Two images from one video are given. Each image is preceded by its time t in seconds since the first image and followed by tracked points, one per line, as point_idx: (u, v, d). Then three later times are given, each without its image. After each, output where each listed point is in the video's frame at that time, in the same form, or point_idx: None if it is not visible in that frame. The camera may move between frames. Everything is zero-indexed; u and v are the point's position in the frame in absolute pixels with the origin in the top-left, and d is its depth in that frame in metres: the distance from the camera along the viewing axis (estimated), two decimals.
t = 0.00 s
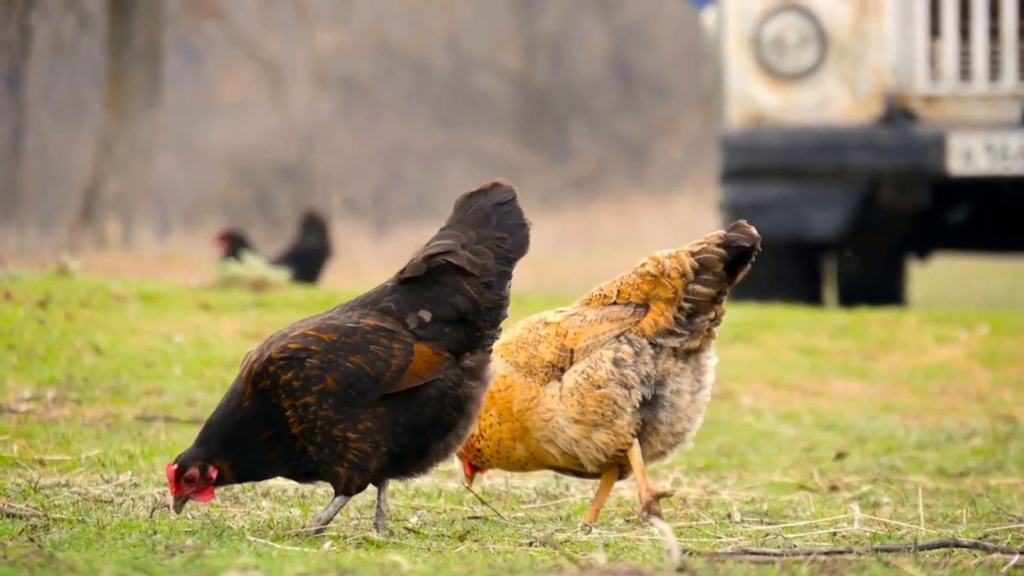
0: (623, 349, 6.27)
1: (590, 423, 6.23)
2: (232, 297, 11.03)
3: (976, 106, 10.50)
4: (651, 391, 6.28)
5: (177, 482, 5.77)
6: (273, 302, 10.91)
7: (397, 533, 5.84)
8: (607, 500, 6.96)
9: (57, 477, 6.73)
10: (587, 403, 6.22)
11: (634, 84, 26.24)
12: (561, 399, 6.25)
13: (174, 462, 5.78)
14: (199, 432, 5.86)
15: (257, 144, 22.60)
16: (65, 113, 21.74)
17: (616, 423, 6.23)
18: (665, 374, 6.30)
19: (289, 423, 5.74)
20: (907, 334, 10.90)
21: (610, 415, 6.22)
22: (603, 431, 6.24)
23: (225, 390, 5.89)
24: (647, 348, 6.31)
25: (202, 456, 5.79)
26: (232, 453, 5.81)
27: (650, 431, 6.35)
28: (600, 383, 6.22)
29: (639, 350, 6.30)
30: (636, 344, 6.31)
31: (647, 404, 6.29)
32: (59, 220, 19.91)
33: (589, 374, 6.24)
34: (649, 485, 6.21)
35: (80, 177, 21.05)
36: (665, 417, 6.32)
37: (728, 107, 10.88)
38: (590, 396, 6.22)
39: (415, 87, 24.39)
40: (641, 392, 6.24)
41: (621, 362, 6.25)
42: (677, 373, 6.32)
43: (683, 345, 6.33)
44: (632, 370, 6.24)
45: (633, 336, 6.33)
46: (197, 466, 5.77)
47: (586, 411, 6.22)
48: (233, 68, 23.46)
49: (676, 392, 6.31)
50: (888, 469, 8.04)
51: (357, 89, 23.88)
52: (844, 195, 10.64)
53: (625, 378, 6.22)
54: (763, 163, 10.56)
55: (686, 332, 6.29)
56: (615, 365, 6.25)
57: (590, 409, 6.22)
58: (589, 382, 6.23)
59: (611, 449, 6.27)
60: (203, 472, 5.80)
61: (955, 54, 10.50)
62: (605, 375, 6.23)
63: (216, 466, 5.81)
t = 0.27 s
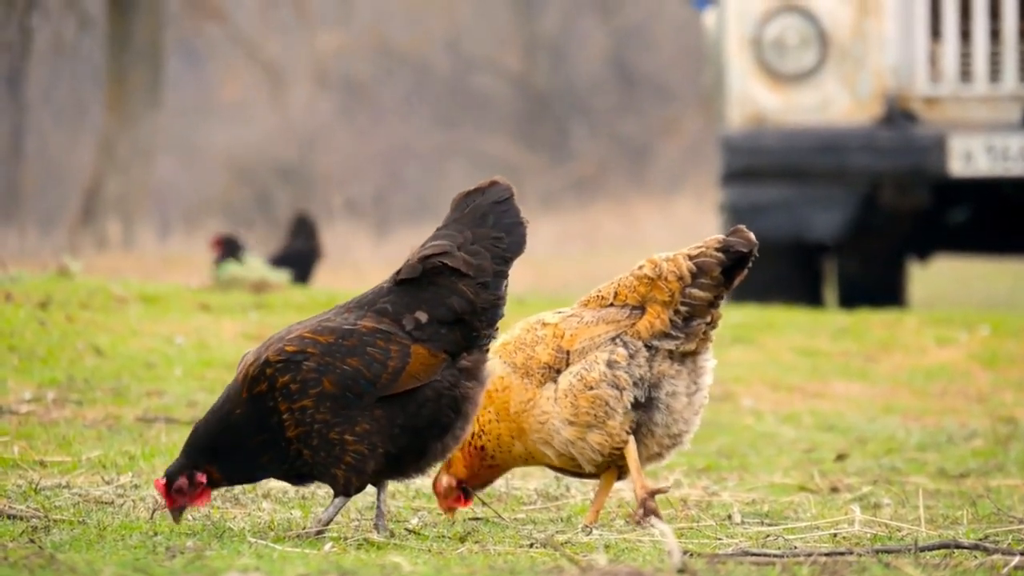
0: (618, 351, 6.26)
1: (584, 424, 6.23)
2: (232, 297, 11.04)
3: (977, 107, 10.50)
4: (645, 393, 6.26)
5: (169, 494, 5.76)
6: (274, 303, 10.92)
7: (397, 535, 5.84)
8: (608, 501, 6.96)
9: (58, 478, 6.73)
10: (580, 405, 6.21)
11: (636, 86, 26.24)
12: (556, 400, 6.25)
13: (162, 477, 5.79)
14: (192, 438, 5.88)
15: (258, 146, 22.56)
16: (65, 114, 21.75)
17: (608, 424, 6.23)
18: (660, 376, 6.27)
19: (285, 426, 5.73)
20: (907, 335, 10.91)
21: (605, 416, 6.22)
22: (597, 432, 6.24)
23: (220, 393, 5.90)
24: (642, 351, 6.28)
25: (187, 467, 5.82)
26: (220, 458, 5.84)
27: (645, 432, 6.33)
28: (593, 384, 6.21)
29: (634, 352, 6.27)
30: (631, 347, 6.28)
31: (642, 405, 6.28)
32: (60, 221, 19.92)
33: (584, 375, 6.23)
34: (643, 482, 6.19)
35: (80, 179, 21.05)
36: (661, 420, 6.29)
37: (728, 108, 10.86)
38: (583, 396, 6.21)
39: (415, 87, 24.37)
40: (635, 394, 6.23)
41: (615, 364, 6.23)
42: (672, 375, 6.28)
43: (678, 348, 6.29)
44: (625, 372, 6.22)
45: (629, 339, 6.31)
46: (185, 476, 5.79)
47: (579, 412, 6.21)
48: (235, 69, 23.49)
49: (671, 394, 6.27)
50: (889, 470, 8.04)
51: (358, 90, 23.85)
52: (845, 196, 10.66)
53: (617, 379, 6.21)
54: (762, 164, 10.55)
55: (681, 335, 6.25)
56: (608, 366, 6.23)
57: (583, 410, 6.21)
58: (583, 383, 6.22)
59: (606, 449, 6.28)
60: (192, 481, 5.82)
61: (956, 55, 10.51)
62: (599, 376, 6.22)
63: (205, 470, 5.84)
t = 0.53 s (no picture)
0: (616, 351, 6.26)
1: (583, 423, 6.24)
2: (233, 298, 11.04)
3: (977, 107, 10.50)
4: (644, 393, 6.26)
5: (158, 498, 5.76)
6: (274, 304, 10.92)
7: (397, 535, 5.85)
8: (608, 501, 6.97)
9: (58, 478, 6.73)
10: (579, 403, 6.22)
11: (637, 87, 26.23)
12: (555, 399, 6.27)
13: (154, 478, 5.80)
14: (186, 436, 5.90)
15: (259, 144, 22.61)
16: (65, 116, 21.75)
17: (608, 422, 6.22)
18: (659, 376, 6.27)
19: (278, 426, 5.75)
20: (907, 336, 10.91)
21: (604, 415, 6.22)
22: (596, 430, 6.24)
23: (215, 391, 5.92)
24: (641, 351, 6.28)
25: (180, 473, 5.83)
26: (213, 459, 5.87)
27: (644, 433, 6.32)
28: (592, 383, 6.21)
29: (633, 352, 6.27)
30: (630, 347, 6.28)
31: (641, 404, 6.27)
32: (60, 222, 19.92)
33: (583, 374, 6.24)
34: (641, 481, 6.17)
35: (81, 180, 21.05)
36: (659, 419, 6.28)
37: (728, 108, 10.85)
38: (582, 395, 6.22)
39: (415, 88, 24.38)
40: (634, 393, 6.23)
41: (615, 363, 6.23)
42: (671, 374, 6.28)
43: (677, 348, 6.28)
44: (624, 371, 6.22)
45: (627, 338, 6.31)
46: (176, 482, 5.81)
47: (578, 411, 6.22)
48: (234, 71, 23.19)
49: (669, 394, 6.27)
50: (889, 471, 8.05)
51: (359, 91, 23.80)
52: (845, 198, 10.63)
53: (616, 378, 6.21)
54: (762, 164, 10.54)
55: (679, 335, 6.24)
56: (607, 366, 6.24)
57: (582, 408, 6.22)
58: (581, 382, 6.23)
59: (606, 447, 6.27)
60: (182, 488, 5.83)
61: (957, 55, 10.52)
62: (597, 375, 6.22)
63: (196, 478, 5.87)
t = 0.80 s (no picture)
0: (619, 353, 6.25)
1: (586, 424, 6.23)
2: (233, 299, 11.03)
3: (978, 108, 10.50)
4: (647, 394, 6.26)
5: (154, 479, 5.91)
6: (274, 305, 10.92)
7: (399, 536, 5.85)
8: (608, 503, 6.97)
9: (58, 480, 6.74)
10: (583, 404, 6.21)
11: (636, 87, 26.23)
12: (558, 401, 6.25)
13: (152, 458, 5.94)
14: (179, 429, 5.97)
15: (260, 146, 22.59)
16: (65, 116, 21.77)
17: (611, 424, 6.22)
18: (661, 377, 6.28)
19: (267, 426, 5.79)
20: (908, 337, 10.91)
21: (606, 416, 6.21)
22: (599, 432, 6.23)
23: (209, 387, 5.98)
24: (643, 352, 6.29)
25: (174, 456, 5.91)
26: (204, 456, 5.91)
27: (647, 434, 6.32)
28: (596, 384, 6.20)
29: (635, 353, 6.28)
30: (632, 348, 6.28)
31: (644, 405, 6.27)
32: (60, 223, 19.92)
33: (585, 376, 6.23)
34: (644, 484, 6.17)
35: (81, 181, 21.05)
36: (662, 421, 6.29)
37: (728, 108, 10.84)
38: (586, 396, 6.21)
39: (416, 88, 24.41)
40: (637, 395, 6.23)
41: (618, 364, 6.23)
42: (672, 376, 6.29)
43: (678, 349, 6.30)
44: (628, 372, 6.22)
45: (628, 339, 6.31)
46: (170, 464, 5.90)
47: (581, 412, 6.21)
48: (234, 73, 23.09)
49: (671, 395, 6.27)
50: (889, 472, 8.04)
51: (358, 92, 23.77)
52: (846, 198, 10.62)
53: (620, 379, 6.21)
54: (763, 165, 10.54)
55: (680, 337, 6.26)
56: (612, 366, 6.23)
57: (586, 410, 6.21)
58: (586, 383, 6.22)
59: (608, 448, 6.26)
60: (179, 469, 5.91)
61: (957, 56, 10.54)
62: (601, 376, 6.21)
63: (192, 463, 5.92)
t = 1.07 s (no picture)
0: (622, 354, 6.25)
1: (587, 425, 6.22)
2: (233, 301, 11.02)
3: (978, 109, 10.51)
4: (649, 396, 6.26)
5: (146, 500, 5.81)
6: (275, 306, 10.91)
7: (400, 537, 5.85)
8: (608, 504, 6.96)
9: (58, 481, 6.73)
10: (584, 405, 6.20)
11: (637, 89, 26.26)
12: (559, 401, 6.24)
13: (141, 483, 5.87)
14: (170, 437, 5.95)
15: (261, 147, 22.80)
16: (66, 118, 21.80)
17: (612, 425, 6.21)
18: (663, 379, 6.29)
19: (261, 424, 5.82)
20: (908, 338, 10.90)
21: (607, 417, 6.21)
22: (600, 432, 6.23)
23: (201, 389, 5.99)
24: (645, 354, 6.29)
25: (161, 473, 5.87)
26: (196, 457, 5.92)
27: (648, 437, 6.33)
28: (598, 385, 6.19)
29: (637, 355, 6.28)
30: (635, 350, 6.29)
31: (646, 407, 6.27)
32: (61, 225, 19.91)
33: (587, 377, 6.21)
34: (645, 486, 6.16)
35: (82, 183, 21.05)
36: (664, 422, 6.29)
37: (729, 110, 10.84)
38: (588, 397, 6.20)
39: (416, 90, 24.44)
40: (639, 397, 6.23)
41: (621, 365, 6.23)
42: (674, 378, 6.30)
43: (680, 351, 6.30)
44: (631, 374, 6.23)
45: (631, 341, 6.31)
46: (157, 481, 5.85)
47: (583, 412, 6.20)
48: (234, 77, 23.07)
49: (673, 397, 6.28)
50: (890, 473, 8.04)
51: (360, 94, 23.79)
52: (847, 200, 10.59)
53: (623, 381, 6.21)
54: (763, 166, 10.54)
55: (683, 339, 6.27)
56: (614, 368, 6.23)
57: (587, 410, 6.20)
58: (587, 383, 6.21)
59: (609, 450, 6.26)
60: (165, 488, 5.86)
61: (958, 57, 10.53)
62: (603, 377, 6.21)
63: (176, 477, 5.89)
